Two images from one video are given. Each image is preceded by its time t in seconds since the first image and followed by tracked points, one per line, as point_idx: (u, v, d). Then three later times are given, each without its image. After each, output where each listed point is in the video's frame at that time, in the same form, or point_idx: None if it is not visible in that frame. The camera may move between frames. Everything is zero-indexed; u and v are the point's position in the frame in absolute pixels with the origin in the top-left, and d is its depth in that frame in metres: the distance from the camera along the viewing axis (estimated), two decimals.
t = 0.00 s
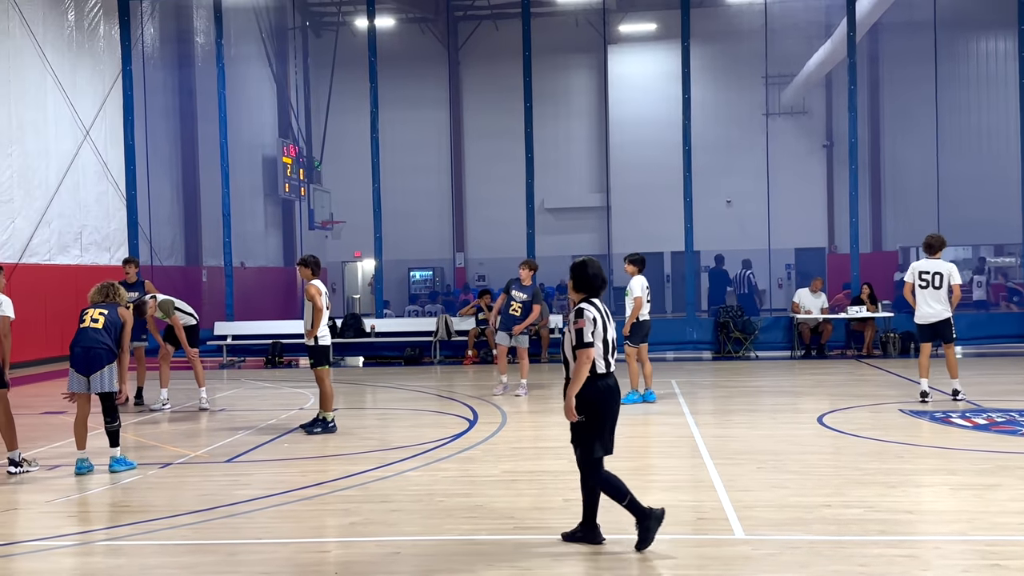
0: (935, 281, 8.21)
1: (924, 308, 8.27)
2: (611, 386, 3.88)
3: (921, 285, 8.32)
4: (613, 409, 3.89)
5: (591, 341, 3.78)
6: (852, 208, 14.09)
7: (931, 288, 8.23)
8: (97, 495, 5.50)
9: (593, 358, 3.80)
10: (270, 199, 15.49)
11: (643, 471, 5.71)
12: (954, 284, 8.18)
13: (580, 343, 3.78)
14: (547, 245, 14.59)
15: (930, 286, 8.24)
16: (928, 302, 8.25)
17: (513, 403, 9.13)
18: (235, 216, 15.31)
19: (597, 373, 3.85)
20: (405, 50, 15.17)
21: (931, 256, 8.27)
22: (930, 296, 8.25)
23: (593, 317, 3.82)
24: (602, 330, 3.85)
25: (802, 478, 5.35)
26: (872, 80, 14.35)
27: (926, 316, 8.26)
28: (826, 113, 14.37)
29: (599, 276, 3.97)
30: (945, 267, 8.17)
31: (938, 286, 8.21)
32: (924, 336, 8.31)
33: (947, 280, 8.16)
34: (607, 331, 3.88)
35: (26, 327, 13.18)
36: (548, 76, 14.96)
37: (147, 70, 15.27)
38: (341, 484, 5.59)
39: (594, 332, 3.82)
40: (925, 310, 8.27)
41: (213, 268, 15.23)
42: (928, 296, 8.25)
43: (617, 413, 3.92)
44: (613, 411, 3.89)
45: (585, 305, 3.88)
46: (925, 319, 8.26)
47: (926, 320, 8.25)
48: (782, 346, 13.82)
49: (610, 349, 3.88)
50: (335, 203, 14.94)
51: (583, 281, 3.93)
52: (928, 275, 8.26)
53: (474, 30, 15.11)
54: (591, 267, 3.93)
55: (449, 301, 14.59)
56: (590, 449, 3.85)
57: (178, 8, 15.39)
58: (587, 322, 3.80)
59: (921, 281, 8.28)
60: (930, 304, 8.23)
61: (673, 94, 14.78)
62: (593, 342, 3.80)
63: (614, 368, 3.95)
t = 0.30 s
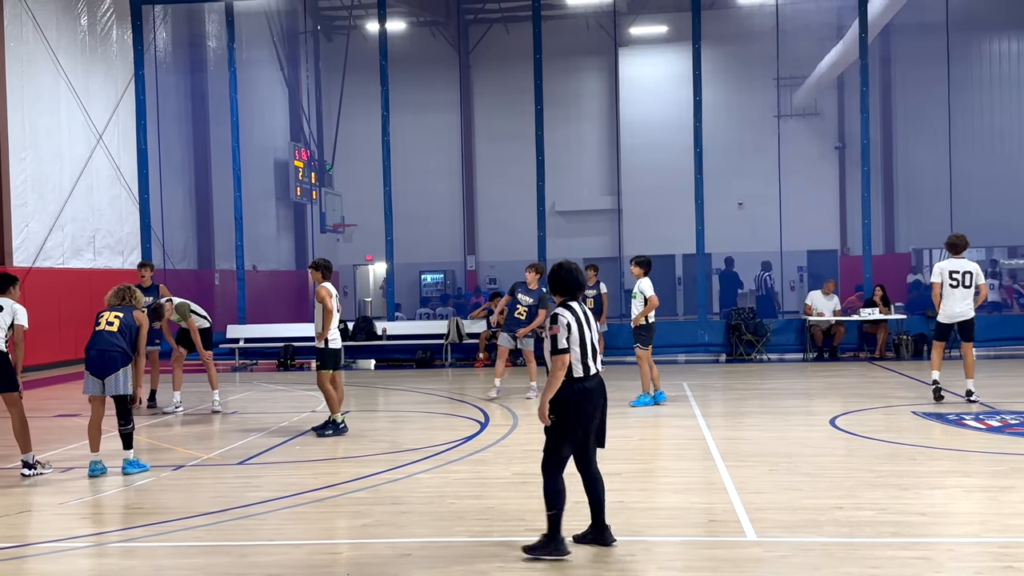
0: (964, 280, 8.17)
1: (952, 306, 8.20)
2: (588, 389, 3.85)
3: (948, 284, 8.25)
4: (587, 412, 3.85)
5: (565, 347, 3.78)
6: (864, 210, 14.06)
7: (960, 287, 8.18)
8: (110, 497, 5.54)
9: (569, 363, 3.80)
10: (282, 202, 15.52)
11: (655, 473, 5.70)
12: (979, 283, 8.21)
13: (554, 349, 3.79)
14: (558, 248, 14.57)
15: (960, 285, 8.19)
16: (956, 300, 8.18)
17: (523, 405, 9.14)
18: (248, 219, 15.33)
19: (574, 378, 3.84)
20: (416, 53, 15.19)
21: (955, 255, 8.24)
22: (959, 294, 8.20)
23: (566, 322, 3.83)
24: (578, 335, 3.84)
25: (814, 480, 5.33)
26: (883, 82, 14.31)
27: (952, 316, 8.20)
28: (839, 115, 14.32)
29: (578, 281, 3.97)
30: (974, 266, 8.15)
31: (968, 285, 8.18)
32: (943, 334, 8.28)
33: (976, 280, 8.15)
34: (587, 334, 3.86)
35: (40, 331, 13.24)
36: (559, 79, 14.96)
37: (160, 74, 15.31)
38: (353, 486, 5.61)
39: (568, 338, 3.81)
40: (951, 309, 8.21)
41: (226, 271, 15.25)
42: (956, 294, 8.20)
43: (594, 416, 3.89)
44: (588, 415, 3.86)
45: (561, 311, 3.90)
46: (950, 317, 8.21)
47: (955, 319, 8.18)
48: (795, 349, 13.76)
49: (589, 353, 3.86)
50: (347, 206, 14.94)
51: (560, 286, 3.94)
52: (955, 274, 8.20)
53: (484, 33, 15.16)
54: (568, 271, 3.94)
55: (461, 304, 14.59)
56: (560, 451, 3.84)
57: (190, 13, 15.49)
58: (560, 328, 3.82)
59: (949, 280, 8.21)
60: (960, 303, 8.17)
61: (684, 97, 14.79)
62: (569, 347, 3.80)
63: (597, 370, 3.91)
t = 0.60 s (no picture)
0: (990, 278, 8.08)
1: (978, 304, 8.09)
2: (568, 390, 3.79)
3: (974, 282, 8.14)
4: (570, 416, 3.79)
5: (534, 348, 3.76)
6: (890, 209, 13.82)
7: (987, 285, 8.08)
8: (137, 496, 5.61)
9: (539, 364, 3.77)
10: (306, 204, 15.49)
11: (678, 473, 5.68)
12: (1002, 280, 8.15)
13: (525, 350, 3.78)
14: (580, 249, 14.41)
15: (986, 283, 8.09)
16: (984, 298, 8.07)
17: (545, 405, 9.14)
18: (271, 220, 15.41)
19: (549, 379, 3.80)
20: (438, 53, 15.23)
21: (979, 253, 8.14)
22: (986, 293, 8.08)
23: (539, 324, 3.80)
24: (553, 336, 3.79)
25: (839, 480, 5.29)
26: (908, 79, 14.17)
27: (979, 314, 8.09)
28: (862, 113, 14.24)
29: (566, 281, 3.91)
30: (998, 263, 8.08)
31: (993, 283, 8.09)
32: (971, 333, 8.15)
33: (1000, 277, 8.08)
34: (563, 335, 3.80)
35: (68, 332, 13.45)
36: (581, 78, 14.94)
37: (183, 77, 15.46)
38: (376, 486, 5.64)
39: (539, 339, 3.79)
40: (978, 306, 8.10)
41: (250, 271, 15.42)
42: (983, 292, 8.09)
43: (580, 420, 3.81)
44: (571, 419, 3.79)
45: (541, 311, 3.88)
46: (977, 316, 8.10)
47: (984, 317, 8.07)
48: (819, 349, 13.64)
49: (565, 355, 3.78)
50: (370, 206, 15.04)
51: (547, 286, 3.91)
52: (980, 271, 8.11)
53: (506, 33, 15.14)
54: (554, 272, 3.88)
55: (483, 304, 14.57)
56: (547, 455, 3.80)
57: (214, 16, 15.66)
58: (532, 329, 3.81)
59: (976, 278, 8.10)
60: (987, 301, 8.06)
61: (705, 95, 14.90)
62: (540, 349, 3.77)
63: (579, 372, 3.82)
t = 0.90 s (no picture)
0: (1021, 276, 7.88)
1: (1010, 304, 7.90)
2: (585, 392, 3.77)
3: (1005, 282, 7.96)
4: (588, 419, 3.77)
5: (542, 350, 3.83)
6: (932, 205, 13.58)
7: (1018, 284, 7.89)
8: (181, 495, 5.72)
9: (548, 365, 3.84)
10: (343, 205, 15.63)
11: (716, 473, 5.64)
12: None
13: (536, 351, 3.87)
14: (613, 246, 14.62)
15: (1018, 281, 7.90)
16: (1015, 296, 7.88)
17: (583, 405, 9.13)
18: (310, 221, 15.63)
19: (563, 380, 3.81)
20: (475, 54, 15.29)
21: (1009, 251, 7.95)
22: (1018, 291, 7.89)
23: (548, 325, 3.83)
24: (563, 338, 3.80)
25: (881, 481, 5.21)
26: (950, 74, 13.83)
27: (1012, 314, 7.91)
28: (903, 107, 13.92)
29: (576, 280, 3.87)
30: None
31: None
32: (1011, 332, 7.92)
33: None
34: (574, 336, 3.78)
35: (113, 334, 13.65)
36: (617, 76, 14.86)
37: (224, 80, 16.02)
38: (415, 485, 5.69)
39: (549, 341, 3.83)
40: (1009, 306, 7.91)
41: (289, 273, 15.60)
42: (1014, 291, 7.90)
43: (598, 422, 3.79)
44: (589, 422, 3.78)
45: (553, 312, 3.88)
46: (1010, 316, 7.91)
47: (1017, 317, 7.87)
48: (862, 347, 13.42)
49: (578, 356, 3.77)
50: (407, 208, 15.29)
51: (560, 286, 3.89)
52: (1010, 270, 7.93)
53: (542, 32, 15.14)
54: (563, 273, 3.88)
55: (519, 303, 14.57)
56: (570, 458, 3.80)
57: (252, 20, 15.97)
58: (541, 331, 3.85)
59: (1006, 277, 7.93)
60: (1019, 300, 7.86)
61: (744, 93, 14.49)
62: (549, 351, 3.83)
63: (595, 372, 3.79)
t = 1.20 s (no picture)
0: None
1: None
2: (655, 390, 3.77)
3: None
4: (657, 417, 3.77)
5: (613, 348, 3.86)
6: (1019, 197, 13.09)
7: None
8: (262, 490, 5.94)
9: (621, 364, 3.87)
10: (415, 205, 15.77)
11: (794, 473, 5.54)
12: None
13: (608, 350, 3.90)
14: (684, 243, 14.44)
15: None
16: None
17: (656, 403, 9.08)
18: (383, 221, 15.91)
19: (634, 378, 3.83)
20: (544, 52, 15.35)
21: None
22: None
23: (618, 324, 3.86)
24: (633, 335, 3.82)
25: (968, 480, 5.04)
26: None
27: None
28: (987, 97, 13.37)
29: (647, 277, 3.90)
30: None
31: None
32: None
33: None
34: (645, 334, 3.80)
35: (194, 333, 14.43)
36: (688, 69, 14.66)
37: (300, 84, 16.50)
38: (489, 482, 5.77)
39: (620, 340, 3.85)
40: None
41: (363, 272, 15.89)
42: None
43: (669, 420, 3.78)
44: (658, 419, 3.78)
45: (623, 310, 3.91)
46: None
47: None
48: (946, 344, 13.17)
49: (648, 353, 3.78)
50: (478, 207, 15.29)
51: (630, 284, 3.93)
52: None
53: (612, 29, 15.05)
54: (633, 270, 3.91)
55: (591, 301, 14.67)
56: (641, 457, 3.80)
57: (326, 23, 16.16)
58: (612, 330, 3.88)
59: None
60: None
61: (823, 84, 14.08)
62: (621, 350, 3.85)
63: (666, 370, 3.79)
